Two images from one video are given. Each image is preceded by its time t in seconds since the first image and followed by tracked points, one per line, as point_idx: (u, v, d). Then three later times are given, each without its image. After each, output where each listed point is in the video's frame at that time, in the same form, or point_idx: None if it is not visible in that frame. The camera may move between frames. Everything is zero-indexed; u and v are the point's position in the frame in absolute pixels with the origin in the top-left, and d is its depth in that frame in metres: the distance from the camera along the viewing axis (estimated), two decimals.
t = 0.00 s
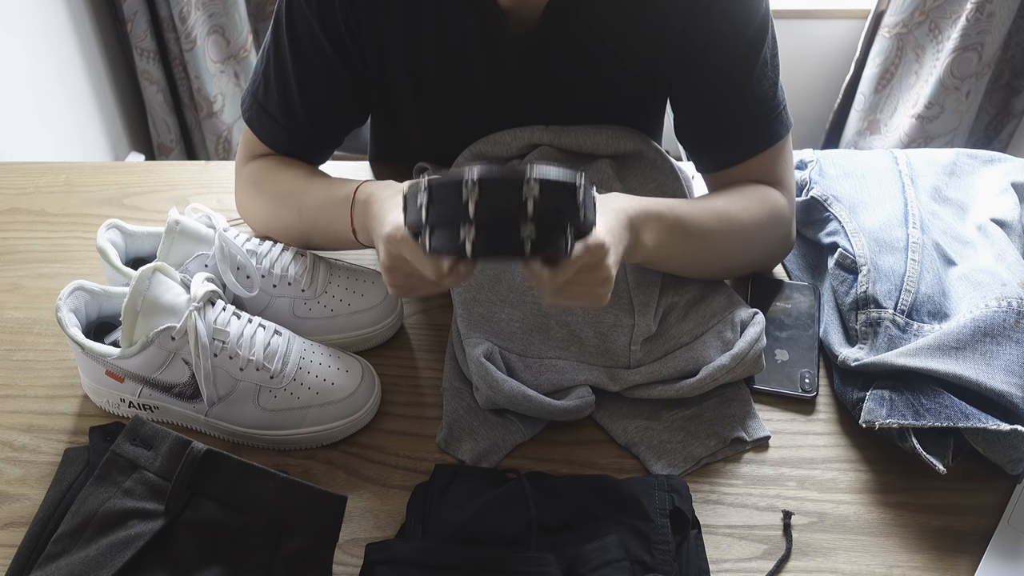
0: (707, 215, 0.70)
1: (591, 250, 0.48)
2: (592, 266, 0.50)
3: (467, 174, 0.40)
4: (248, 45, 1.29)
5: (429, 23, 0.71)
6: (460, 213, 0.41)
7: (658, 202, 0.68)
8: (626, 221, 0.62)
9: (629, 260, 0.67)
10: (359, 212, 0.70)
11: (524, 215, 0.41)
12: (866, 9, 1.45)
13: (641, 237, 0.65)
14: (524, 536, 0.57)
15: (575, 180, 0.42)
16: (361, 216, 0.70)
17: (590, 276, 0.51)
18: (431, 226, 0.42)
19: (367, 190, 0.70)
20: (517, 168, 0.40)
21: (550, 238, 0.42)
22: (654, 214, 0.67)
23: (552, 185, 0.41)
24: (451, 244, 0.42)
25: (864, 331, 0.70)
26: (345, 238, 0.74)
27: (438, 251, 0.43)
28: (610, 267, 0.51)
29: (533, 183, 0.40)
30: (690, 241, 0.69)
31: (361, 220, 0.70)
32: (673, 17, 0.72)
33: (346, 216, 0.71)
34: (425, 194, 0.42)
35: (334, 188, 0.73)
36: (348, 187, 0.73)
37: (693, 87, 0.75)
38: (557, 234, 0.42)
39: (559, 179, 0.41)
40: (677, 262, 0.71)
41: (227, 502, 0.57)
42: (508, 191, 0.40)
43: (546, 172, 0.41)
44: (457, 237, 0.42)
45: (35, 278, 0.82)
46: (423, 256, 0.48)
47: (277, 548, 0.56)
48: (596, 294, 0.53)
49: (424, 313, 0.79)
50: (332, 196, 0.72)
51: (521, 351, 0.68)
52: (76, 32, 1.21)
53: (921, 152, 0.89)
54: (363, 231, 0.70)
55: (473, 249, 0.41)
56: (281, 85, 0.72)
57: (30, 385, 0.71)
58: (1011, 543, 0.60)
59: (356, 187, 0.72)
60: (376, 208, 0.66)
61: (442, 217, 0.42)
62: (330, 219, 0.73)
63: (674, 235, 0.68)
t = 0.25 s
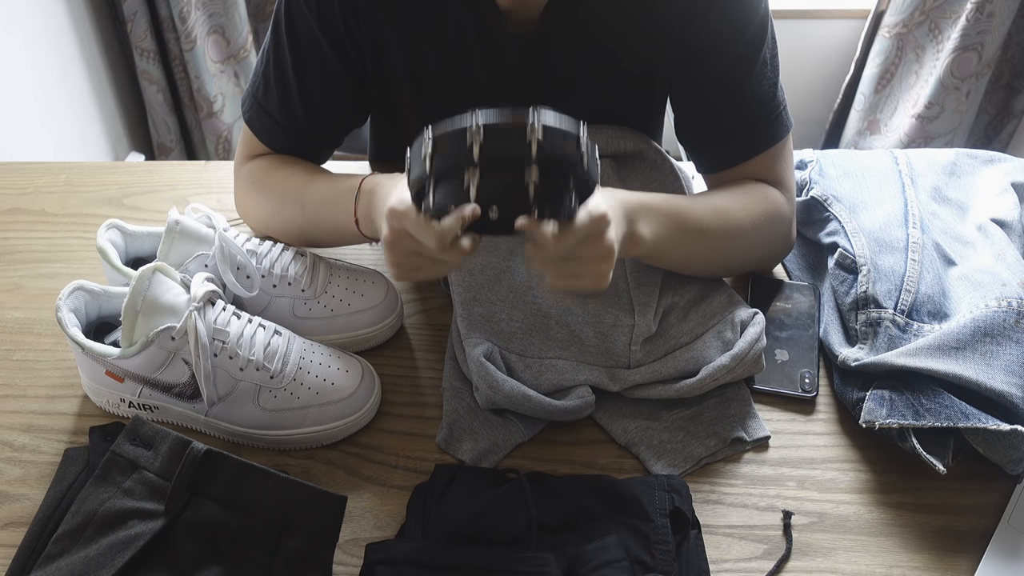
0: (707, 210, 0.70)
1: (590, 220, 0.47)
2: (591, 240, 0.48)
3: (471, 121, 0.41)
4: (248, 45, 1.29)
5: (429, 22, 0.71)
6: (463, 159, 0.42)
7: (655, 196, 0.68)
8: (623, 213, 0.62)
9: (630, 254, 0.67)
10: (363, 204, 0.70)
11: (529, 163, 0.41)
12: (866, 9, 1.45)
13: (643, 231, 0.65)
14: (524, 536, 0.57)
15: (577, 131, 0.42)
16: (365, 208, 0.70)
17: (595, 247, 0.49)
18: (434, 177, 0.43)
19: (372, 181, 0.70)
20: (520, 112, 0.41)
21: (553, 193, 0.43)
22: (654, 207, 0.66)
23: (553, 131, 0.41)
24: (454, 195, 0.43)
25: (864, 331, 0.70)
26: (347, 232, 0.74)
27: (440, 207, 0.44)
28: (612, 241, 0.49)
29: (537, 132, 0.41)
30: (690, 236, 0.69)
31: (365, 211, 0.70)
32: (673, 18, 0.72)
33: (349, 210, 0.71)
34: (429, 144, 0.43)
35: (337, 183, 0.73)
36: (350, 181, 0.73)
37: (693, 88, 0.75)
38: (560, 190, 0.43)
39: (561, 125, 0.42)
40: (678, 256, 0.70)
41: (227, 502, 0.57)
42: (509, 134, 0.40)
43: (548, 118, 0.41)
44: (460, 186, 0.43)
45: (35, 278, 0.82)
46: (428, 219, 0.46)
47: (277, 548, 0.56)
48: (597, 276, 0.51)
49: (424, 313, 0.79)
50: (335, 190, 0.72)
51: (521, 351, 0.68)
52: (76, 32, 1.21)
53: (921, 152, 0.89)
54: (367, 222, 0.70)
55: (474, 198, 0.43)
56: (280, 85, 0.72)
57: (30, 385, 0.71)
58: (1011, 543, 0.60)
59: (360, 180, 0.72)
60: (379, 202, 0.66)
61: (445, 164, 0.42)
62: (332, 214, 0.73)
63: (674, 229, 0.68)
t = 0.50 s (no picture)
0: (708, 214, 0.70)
1: (591, 259, 0.49)
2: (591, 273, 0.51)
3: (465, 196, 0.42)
4: (248, 45, 1.29)
5: (428, 22, 0.71)
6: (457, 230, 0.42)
7: (657, 201, 0.68)
8: (626, 222, 0.63)
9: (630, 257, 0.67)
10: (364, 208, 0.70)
11: (520, 243, 0.42)
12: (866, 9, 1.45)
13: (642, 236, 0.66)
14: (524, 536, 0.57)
15: (572, 201, 0.43)
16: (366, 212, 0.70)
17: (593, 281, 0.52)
18: (428, 238, 0.42)
19: (372, 186, 0.70)
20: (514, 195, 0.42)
21: (546, 260, 0.43)
22: (655, 211, 0.67)
23: (548, 208, 0.42)
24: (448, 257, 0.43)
25: (864, 331, 0.70)
26: (348, 234, 0.74)
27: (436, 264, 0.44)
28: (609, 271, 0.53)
29: (529, 211, 0.42)
30: (691, 240, 0.69)
31: (366, 216, 0.70)
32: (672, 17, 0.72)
33: (350, 214, 0.71)
34: (422, 210, 0.42)
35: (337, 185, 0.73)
36: (352, 184, 0.72)
37: (693, 87, 0.75)
38: (552, 258, 0.43)
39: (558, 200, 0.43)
40: (677, 261, 0.71)
41: (227, 502, 0.57)
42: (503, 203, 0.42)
43: (544, 197, 0.42)
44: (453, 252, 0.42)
45: (35, 278, 0.82)
46: (421, 265, 0.48)
47: (277, 548, 0.56)
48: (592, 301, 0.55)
49: (424, 313, 0.79)
50: (335, 194, 0.72)
51: (521, 351, 0.68)
52: (76, 31, 1.21)
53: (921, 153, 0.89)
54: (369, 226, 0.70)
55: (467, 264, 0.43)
56: (280, 86, 0.72)
57: (30, 385, 0.71)
58: (1011, 543, 0.60)
59: (361, 184, 0.72)
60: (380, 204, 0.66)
61: (436, 232, 0.42)
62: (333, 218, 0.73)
63: (675, 233, 0.68)
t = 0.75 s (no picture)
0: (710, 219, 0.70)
1: (590, 267, 0.50)
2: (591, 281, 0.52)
3: (462, 202, 0.40)
4: (248, 45, 1.29)
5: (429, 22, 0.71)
6: (455, 239, 0.41)
7: (658, 207, 0.68)
8: (627, 228, 0.63)
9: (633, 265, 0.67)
10: (365, 216, 0.69)
11: (519, 246, 0.40)
12: (866, 8, 1.45)
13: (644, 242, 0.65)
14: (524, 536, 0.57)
15: (570, 208, 0.42)
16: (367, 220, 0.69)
17: (594, 290, 0.53)
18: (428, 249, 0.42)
19: (373, 194, 0.70)
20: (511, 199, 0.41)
21: (545, 266, 0.41)
22: (657, 217, 0.67)
23: (548, 212, 0.41)
24: (448, 268, 0.42)
25: (864, 331, 0.70)
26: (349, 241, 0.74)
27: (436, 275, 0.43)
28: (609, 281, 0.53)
29: (527, 213, 0.40)
30: (693, 245, 0.69)
31: (367, 224, 0.69)
32: (674, 17, 0.72)
33: (351, 221, 0.71)
34: (422, 219, 0.42)
35: (337, 193, 0.73)
36: (352, 191, 0.72)
37: (694, 88, 0.75)
38: (552, 263, 0.41)
39: (557, 206, 0.41)
40: (679, 266, 0.71)
41: (227, 502, 0.57)
42: (501, 213, 0.40)
43: (541, 203, 0.41)
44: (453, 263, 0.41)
45: (35, 278, 0.82)
46: (422, 273, 0.49)
47: (277, 548, 0.56)
48: (594, 311, 0.55)
49: (424, 313, 0.79)
50: (336, 200, 0.72)
51: (521, 351, 0.68)
52: (76, 31, 1.21)
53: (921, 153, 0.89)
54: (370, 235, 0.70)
55: (468, 277, 0.41)
56: (281, 86, 0.72)
57: (30, 385, 0.71)
58: (1011, 543, 0.60)
59: (361, 192, 0.71)
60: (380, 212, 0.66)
61: (437, 242, 0.41)
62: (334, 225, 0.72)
63: (677, 239, 0.68)
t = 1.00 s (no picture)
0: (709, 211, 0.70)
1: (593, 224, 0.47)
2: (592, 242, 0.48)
3: (471, 125, 0.40)
4: (248, 45, 1.29)
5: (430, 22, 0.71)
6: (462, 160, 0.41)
7: (657, 199, 0.68)
8: (627, 217, 0.63)
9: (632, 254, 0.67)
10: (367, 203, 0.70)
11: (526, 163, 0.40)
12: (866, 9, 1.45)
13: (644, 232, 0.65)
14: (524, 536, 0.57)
15: (577, 131, 0.41)
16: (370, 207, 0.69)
17: (595, 253, 0.49)
18: (434, 174, 0.42)
19: (377, 180, 0.70)
20: (522, 119, 0.40)
21: (553, 186, 0.41)
22: (656, 207, 0.67)
23: (556, 135, 0.40)
24: (454, 197, 0.42)
25: (864, 331, 0.70)
26: (350, 229, 0.73)
27: (440, 208, 0.43)
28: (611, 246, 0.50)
29: (535, 134, 0.40)
30: (692, 238, 0.69)
31: (369, 211, 0.70)
32: (674, 16, 0.72)
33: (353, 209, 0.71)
34: (430, 143, 0.41)
35: (339, 182, 0.73)
36: (354, 181, 0.72)
37: (695, 88, 0.75)
38: (559, 183, 0.41)
39: (567, 130, 0.41)
40: (679, 257, 0.70)
41: (227, 502, 0.57)
42: (509, 135, 0.40)
43: (551, 124, 0.40)
44: (458, 185, 0.41)
45: (35, 278, 0.82)
46: (422, 228, 0.47)
47: (277, 548, 0.56)
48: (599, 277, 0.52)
49: (424, 313, 0.79)
50: (338, 189, 0.72)
51: (521, 351, 0.68)
52: (76, 31, 1.21)
53: (921, 153, 0.89)
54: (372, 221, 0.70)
55: (473, 196, 0.41)
56: (281, 85, 0.72)
57: (30, 385, 0.71)
58: (1011, 544, 0.60)
59: (365, 180, 0.72)
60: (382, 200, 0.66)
61: (443, 167, 0.41)
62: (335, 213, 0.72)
63: (677, 230, 0.68)
